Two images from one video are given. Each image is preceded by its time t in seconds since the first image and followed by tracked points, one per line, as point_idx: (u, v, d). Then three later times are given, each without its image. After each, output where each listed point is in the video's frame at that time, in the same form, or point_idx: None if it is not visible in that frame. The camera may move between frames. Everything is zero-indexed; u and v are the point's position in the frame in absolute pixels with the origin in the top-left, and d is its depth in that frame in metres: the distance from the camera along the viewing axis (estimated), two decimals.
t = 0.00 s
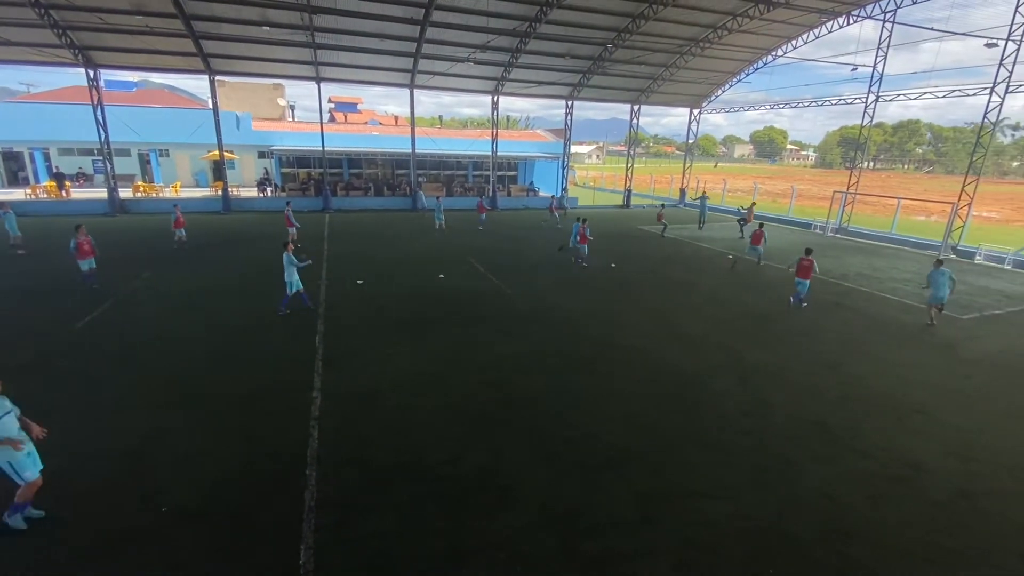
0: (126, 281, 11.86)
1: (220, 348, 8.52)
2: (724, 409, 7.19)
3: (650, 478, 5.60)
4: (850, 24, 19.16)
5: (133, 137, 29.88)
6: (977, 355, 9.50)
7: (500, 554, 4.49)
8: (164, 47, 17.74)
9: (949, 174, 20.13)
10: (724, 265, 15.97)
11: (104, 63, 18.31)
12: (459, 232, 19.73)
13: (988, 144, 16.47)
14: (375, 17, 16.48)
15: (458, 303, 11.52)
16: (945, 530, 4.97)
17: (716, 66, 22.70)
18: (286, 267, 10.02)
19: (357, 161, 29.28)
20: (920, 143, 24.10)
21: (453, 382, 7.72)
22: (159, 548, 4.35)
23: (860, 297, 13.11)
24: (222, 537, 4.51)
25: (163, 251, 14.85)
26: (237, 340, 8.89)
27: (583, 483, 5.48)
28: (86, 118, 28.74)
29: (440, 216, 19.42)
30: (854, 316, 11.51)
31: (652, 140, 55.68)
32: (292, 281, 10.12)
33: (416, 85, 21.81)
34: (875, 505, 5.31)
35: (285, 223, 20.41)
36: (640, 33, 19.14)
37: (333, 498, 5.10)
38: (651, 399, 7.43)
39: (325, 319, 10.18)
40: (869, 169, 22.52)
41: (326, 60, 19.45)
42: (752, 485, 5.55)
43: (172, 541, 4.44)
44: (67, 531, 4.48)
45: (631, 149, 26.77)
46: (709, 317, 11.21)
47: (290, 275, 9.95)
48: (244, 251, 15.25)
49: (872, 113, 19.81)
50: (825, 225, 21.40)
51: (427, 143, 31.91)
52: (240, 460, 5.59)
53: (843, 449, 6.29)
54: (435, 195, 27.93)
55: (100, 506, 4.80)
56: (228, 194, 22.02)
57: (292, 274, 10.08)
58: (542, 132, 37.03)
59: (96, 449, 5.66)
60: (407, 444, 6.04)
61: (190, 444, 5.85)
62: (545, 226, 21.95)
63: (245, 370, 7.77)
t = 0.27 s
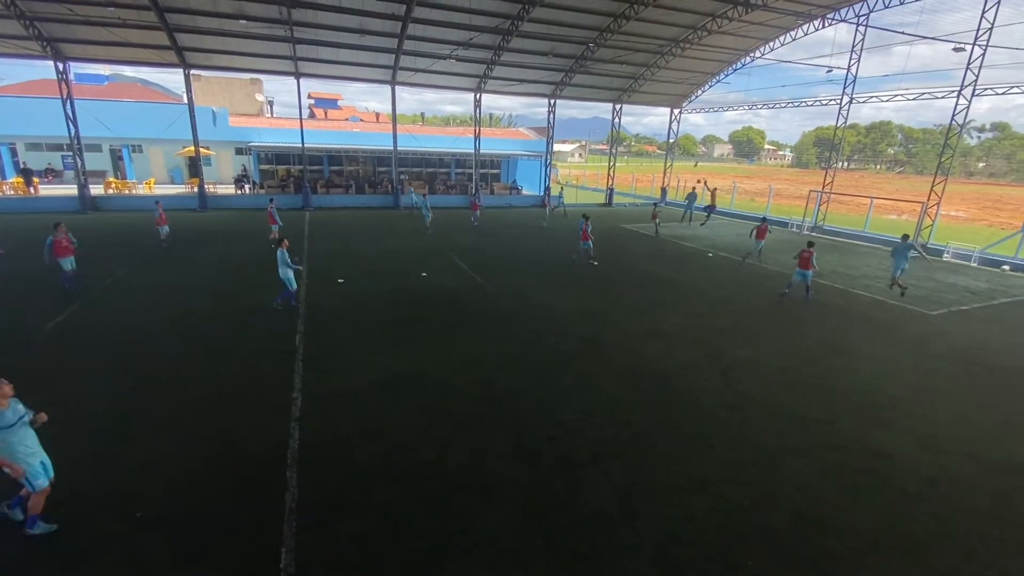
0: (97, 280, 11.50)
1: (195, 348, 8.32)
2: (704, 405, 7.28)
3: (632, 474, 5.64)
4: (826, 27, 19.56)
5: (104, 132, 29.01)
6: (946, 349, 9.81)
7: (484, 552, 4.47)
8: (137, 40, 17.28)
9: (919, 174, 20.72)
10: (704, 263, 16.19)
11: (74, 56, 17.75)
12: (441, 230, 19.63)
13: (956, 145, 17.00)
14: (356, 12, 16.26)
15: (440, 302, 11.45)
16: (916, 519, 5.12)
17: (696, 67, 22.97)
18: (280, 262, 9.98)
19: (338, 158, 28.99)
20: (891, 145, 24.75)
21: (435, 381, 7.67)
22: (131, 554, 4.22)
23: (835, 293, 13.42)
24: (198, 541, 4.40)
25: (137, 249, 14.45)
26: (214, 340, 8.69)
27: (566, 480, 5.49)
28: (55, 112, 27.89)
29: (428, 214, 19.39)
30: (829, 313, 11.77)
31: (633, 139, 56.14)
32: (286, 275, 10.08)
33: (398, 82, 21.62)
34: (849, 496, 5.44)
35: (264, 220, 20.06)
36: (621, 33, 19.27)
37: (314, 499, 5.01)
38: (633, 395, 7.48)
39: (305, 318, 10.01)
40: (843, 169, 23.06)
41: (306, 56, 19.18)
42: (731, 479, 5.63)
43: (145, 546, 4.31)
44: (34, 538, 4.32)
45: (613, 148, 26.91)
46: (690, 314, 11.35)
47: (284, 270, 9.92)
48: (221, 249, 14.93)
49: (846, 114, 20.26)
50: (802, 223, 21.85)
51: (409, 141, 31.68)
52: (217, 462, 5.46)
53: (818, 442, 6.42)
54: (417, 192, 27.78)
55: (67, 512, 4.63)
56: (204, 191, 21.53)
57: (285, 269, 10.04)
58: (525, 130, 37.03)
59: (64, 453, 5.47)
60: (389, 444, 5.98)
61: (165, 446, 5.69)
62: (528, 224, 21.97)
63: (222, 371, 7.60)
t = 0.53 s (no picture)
0: (77, 279, 11.24)
1: (178, 348, 8.16)
2: (691, 402, 7.33)
3: (622, 473, 5.64)
4: (810, 28, 19.81)
5: (83, 128, 28.38)
6: (926, 346, 10.00)
7: (472, 551, 4.44)
8: (117, 34, 16.94)
9: (900, 174, 21.08)
10: (691, 261, 16.31)
11: (52, 49, 17.33)
12: (430, 228, 19.53)
13: (936, 146, 17.32)
14: (342, 8, 16.10)
15: (428, 301, 11.39)
16: (897, 512, 5.20)
17: (683, 66, 23.13)
18: (278, 262, 9.89)
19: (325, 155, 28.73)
20: (874, 145, 25.14)
21: (424, 380, 7.60)
22: (112, 557, 4.12)
23: (819, 291, 13.61)
24: (180, 544, 4.31)
25: (119, 247, 14.17)
26: (198, 340, 8.54)
27: (556, 479, 5.48)
28: (32, 108, 27.28)
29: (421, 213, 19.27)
30: (813, 310, 11.93)
31: (621, 138, 56.39)
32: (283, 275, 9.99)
33: (386, 79, 21.44)
34: (833, 490, 5.51)
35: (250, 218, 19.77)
36: (609, 32, 19.33)
37: (301, 500, 4.94)
38: (621, 393, 7.50)
39: (291, 317, 9.88)
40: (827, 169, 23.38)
41: (292, 51, 18.94)
42: (718, 475, 5.68)
43: (126, 549, 4.21)
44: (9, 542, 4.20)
45: (602, 147, 26.99)
46: (678, 312, 11.41)
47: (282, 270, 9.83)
48: (206, 248, 14.67)
49: (830, 114, 20.55)
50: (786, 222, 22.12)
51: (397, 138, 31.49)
52: (201, 463, 5.37)
53: (803, 438, 6.50)
54: (405, 190, 27.60)
55: (44, 515, 4.51)
56: (188, 188, 21.17)
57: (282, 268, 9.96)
58: (513, 129, 36.99)
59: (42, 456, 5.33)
60: (378, 443, 5.92)
61: (147, 448, 5.57)
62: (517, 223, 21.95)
63: (207, 371, 7.47)
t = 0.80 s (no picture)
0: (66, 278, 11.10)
1: (169, 348, 8.07)
2: (686, 400, 7.36)
3: (617, 470, 5.66)
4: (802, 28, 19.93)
5: (71, 125, 28.04)
6: (916, 343, 10.10)
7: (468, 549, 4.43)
8: (106, 30, 16.73)
9: (890, 174, 21.29)
10: (684, 260, 16.37)
11: (39, 45, 17.09)
12: (425, 227, 19.48)
13: (925, 146, 17.49)
14: (335, 5, 15.99)
15: (422, 299, 11.36)
16: (889, 508, 5.25)
17: (676, 66, 23.21)
18: (283, 260, 9.85)
19: (318, 153, 28.57)
20: (865, 145, 25.35)
21: (419, 379, 7.58)
22: (102, 558, 4.06)
23: (811, 289, 13.71)
24: (172, 545, 4.26)
25: (109, 246, 14.01)
26: (189, 339, 8.45)
27: (552, 477, 5.48)
28: (19, 105, 26.92)
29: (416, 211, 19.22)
30: (805, 308, 12.02)
31: (614, 137, 56.48)
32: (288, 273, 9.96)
33: (379, 76, 21.34)
34: (825, 487, 5.55)
35: (242, 216, 19.61)
36: (603, 31, 19.35)
37: (296, 499, 4.91)
38: (616, 391, 7.52)
39: (285, 316, 9.82)
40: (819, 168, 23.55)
41: (284, 48, 18.80)
42: (712, 472, 5.70)
43: (117, 551, 4.16)
44: None
45: (596, 146, 27.00)
46: (673, 310, 11.46)
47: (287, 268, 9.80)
48: (197, 246, 14.53)
49: (821, 114, 20.69)
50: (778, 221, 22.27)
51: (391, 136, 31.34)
52: (193, 464, 5.31)
53: (795, 435, 6.55)
54: (399, 189, 27.50)
55: (33, 517, 4.44)
56: (179, 186, 20.94)
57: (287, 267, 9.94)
58: (507, 127, 36.96)
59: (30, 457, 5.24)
60: (373, 442, 5.90)
61: (138, 449, 5.49)
62: (512, 221, 21.95)
63: (199, 370, 7.40)
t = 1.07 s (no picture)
0: (63, 277, 11.06)
1: (167, 347, 8.04)
2: (684, 399, 7.36)
3: (616, 469, 5.65)
4: (800, 28, 19.95)
5: (68, 124, 27.95)
6: (914, 342, 10.13)
7: (467, 549, 4.42)
8: (102, 28, 16.65)
9: (888, 173, 21.34)
10: (682, 259, 16.38)
11: (35, 43, 17.01)
12: (423, 226, 19.44)
13: (922, 145, 17.53)
14: (333, 3, 15.95)
15: (421, 299, 11.34)
16: (886, 506, 5.27)
17: (674, 65, 23.21)
18: (287, 259, 9.88)
19: (316, 152, 28.50)
20: (862, 144, 25.40)
21: (417, 378, 7.57)
22: (99, 559, 4.05)
23: (809, 288, 13.75)
24: (171, 545, 4.25)
25: (106, 245, 13.96)
26: (187, 339, 8.42)
27: (550, 476, 5.48)
28: (15, 104, 26.83)
29: (416, 210, 19.21)
30: (803, 307, 12.05)
31: (613, 136, 56.47)
32: (293, 272, 10.01)
33: (377, 75, 21.29)
34: (823, 485, 5.57)
35: (239, 215, 19.56)
36: (601, 29, 19.34)
37: (294, 499, 4.90)
38: (614, 390, 7.52)
39: (283, 316, 9.79)
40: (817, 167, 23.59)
41: (282, 47, 18.74)
42: (711, 471, 5.71)
43: (115, 551, 4.14)
44: None
45: (594, 145, 26.98)
46: (671, 310, 11.46)
47: (291, 267, 9.84)
48: (195, 245, 14.50)
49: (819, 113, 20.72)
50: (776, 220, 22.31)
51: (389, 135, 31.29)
52: (191, 464, 5.29)
53: (793, 433, 6.56)
54: (397, 188, 27.46)
55: (29, 517, 4.42)
56: (176, 185, 20.87)
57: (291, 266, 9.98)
58: (505, 126, 36.94)
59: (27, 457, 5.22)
60: (371, 442, 5.88)
61: (134, 449, 5.47)
62: (510, 221, 21.95)
63: (197, 369, 7.38)
